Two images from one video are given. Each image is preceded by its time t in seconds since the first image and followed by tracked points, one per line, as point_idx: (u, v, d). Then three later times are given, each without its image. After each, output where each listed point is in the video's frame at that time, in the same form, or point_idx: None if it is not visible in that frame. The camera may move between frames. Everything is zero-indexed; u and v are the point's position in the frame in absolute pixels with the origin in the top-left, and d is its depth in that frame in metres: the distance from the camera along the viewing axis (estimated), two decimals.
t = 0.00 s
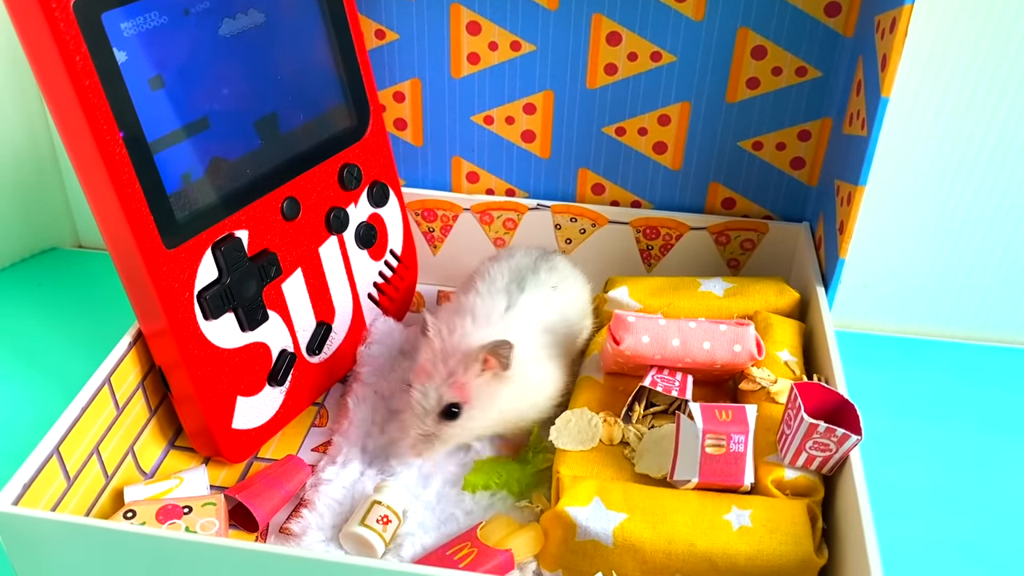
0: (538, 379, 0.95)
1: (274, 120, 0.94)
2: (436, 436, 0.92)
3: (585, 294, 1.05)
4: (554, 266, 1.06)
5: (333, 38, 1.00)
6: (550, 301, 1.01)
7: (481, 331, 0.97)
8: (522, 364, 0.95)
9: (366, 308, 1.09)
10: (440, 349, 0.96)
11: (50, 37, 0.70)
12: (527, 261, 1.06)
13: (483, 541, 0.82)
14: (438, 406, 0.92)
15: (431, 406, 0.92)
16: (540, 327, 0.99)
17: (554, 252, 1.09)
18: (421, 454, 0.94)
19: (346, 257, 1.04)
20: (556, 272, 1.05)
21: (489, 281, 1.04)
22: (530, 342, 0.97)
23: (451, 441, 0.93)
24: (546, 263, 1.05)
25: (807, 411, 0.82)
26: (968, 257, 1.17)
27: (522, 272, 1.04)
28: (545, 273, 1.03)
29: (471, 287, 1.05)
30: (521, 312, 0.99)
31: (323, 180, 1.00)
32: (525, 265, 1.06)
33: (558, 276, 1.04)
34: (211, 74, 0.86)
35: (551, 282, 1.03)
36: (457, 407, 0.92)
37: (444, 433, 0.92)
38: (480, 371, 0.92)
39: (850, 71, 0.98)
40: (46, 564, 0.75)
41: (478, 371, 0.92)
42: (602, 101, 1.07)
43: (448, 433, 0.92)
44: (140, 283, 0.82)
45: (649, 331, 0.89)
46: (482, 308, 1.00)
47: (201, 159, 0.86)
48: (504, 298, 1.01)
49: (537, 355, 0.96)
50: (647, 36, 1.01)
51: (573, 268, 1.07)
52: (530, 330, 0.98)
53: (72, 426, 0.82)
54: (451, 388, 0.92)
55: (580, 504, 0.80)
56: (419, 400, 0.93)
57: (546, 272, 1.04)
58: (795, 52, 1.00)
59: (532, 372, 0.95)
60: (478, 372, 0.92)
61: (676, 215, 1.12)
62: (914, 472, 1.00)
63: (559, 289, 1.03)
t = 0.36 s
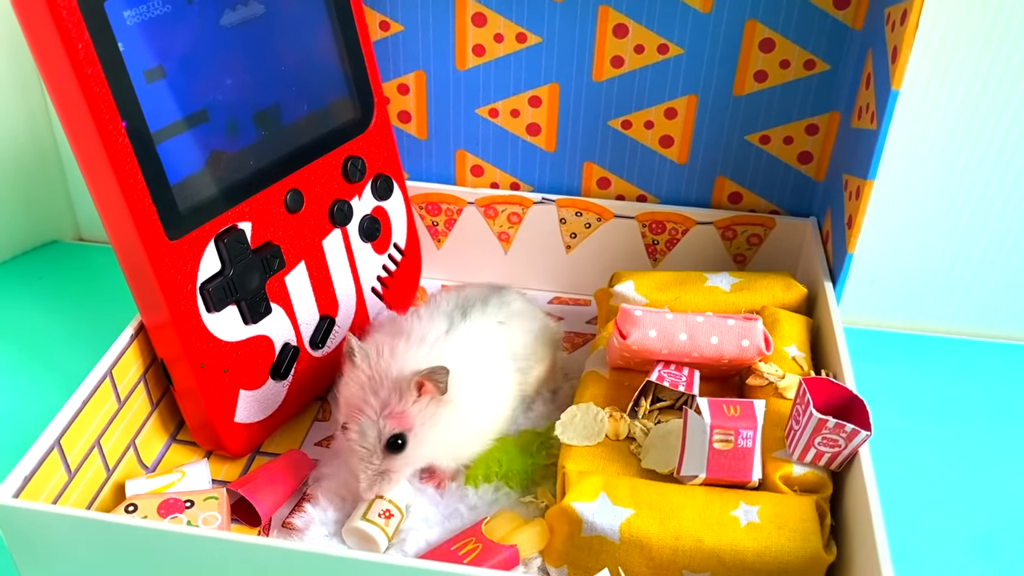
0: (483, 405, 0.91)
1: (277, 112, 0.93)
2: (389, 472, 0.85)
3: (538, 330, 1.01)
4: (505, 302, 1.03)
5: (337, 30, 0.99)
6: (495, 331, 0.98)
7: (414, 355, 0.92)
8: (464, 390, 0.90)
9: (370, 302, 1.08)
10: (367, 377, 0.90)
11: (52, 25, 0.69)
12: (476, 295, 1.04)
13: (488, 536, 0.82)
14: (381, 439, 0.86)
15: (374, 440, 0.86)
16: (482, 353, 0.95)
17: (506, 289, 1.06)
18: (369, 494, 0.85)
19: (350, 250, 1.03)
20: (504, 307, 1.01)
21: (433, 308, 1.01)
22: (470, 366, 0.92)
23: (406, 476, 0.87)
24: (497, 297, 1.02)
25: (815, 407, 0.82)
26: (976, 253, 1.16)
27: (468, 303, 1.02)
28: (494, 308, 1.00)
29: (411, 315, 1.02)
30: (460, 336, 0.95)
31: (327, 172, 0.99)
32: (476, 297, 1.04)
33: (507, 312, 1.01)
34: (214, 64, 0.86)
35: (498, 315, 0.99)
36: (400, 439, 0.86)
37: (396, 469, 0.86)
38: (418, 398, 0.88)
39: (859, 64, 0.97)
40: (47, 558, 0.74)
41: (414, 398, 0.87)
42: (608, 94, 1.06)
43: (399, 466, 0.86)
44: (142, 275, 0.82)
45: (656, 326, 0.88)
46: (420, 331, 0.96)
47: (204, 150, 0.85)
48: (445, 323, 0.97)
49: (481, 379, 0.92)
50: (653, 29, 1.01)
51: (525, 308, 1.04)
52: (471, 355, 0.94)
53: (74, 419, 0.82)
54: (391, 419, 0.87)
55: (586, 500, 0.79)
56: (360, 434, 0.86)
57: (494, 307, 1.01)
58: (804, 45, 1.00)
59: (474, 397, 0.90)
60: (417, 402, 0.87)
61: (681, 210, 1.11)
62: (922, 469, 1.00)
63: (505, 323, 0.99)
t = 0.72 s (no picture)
0: (478, 407, 0.89)
1: (285, 108, 0.93)
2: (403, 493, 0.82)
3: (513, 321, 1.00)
4: (472, 300, 1.01)
5: (345, 26, 0.98)
6: (471, 328, 0.96)
7: (402, 370, 0.87)
8: (460, 397, 0.88)
9: (377, 300, 1.07)
10: (362, 400, 0.83)
11: (60, 20, 0.69)
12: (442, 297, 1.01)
13: (496, 536, 0.81)
14: (395, 464, 0.82)
15: (388, 467, 0.81)
16: (466, 355, 0.92)
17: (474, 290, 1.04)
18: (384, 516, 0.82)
19: (357, 248, 1.03)
20: (473, 304, 1.00)
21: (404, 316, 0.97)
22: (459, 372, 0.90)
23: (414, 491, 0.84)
24: (468, 296, 1.01)
25: (827, 407, 0.81)
26: (986, 253, 1.16)
27: (438, 304, 0.99)
28: (466, 305, 0.99)
29: (380, 323, 0.97)
30: (439, 343, 0.92)
31: (334, 169, 0.98)
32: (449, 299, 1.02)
33: (477, 307, 0.99)
34: (222, 60, 0.85)
35: (472, 314, 0.98)
36: (412, 460, 0.83)
37: (406, 490, 0.83)
38: (421, 416, 0.83)
39: (870, 63, 0.97)
40: (53, 556, 0.74)
41: (418, 417, 0.83)
42: (617, 91, 1.05)
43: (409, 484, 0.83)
44: (149, 273, 0.81)
45: (666, 325, 0.87)
46: (399, 341, 0.92)
47: (212, 147, 0.84)
48: (422, 328, 0.94)
49: (473, 381, 0.90)
50: (663, 26, 1.00)
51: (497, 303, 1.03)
52: (456, 361, 0.91)
53: (80, 417, 0.81)
54: (399, 443, 0.82)
55: (596, 500, 0.78)
56: (369, 463, 0.81)
57: (466, 303, 0.99)
58: (814, 43, 0.99)
59: (471, 400, 0.88)
60: (419, 420, 0.83)
61: (689, 209, 1.10)
62: (932, 471, 0.99)
63: (480, 317, 0.98)
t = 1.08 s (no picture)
0: (491, 411, 0.88)
1: (290, 94, 0.92)
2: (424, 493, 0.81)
3: (520, 329, 0.98)
4: (483, 304, 1.00)
5: (352, 12, 0.97)
6: (481, 333, 0.94)
7: (418, 368, 0.85)
8: (474, 397, 0.87)
9: (382, 290, 1.06)
10: (383, 397, 0.82)
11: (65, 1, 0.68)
12: (454, 298, 1.00)
13: (503, 527, 0.80)
14: (420, 462, 0.81)
15: (414, 465, 0.80)
16: (477, 357, 0.91)
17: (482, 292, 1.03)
18: (403, 517, 0.80)
19: (363, 237, 1.02)
20: (482, 308, 0.99)
21: (412, 317, 0.95)
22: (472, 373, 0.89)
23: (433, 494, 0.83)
24: (479, 303, 0.99)
25: (837, 397, 0.80)
26: (996, 245, 1.15)
27: (447, 306, 0.98)
28: (474, 310, 0.97)
29: (386, 326, 0.96)
30: (450, 344, 0.91)
31: (340, 156, 0.98)
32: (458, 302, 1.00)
33: (486, 313, 0.98)
34: (228, 45, 0.84)
35: (481, 318, 0.96)
36: (434, 457, 0.82)
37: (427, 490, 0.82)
38: (441, 411, 0.83)
39: (882, 51, 0.96)
40: (56, 544, 0.73)
41: (438, 412, 0.82)
42: (625, 80, 1.04)
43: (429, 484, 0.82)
44: (154, 260, 0.81)
45: (675, 315, 0.86)
46: (409, 341, 0.90)
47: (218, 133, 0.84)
48: (433, 329, 0.93)
49: (487, 385, 0.89)
50: (673, 13, 0.99)
51: (508, 313, 1.01)
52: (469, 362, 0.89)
53: (84, 404, 0.80)
54: (423, 438, 0.81)
55: (605, 490, 0.78)
56: (396, 461, 0.80)
57: (475, 309, 0.97)
58: (825, 31, 0.98)
59: (485, 403, 0.88)
60: (438, 415, 0.82)
61: (698, 199, 1.09)
62: (942, 463, 0.98)
63: (489, 323, 0.96)
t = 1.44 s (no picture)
0: (492, 387, 0.88)
1: (293, 78, 0.90)
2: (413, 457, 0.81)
3: (526, 308, 0.98)
4: (492, 280, 0.99)
5: None
6: (489, 306, 0.94)
7: (419, 333, 0.86)
8: (475, 368, 0.87)
9: (385, 277, 1.06)
10: (380, 358, 0.83)
11: None
12: (463, 272, 1.00)
13: (507, 514, 0.80)
14: (410, 424, 0.81)
15: (403, 426, 0.81)
16: (483, 330, 0.91)
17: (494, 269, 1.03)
18: (389, 479, 0.80)
19: (366, 223, 1.01)
20: (491, 282, 0.98)
21: (419, 289, 0.96)
22: (475, 344, 0.89)
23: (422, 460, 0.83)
24: (489, 278, 0.99)
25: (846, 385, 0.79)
26: (1006, 233, 1.14)
27: (456, 279, 0.97)
28: (483, 283, 0.97)
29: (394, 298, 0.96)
30: (457, 315, 0.91)
31: (343, 141, 0.96)
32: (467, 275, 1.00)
33: (495, 287, 0.98)
34: (229, 26, 0.83)
35: (490, 291, 0.96)
36: (426, 422, 0.82)
37: (416, 455, 0.81)
38: (437, 378, 0.83)
39: (893, 36, 0.94)
40: (57, 530, 0.73)
41: (434, 378, 0.83)
42: (632, 65, 1.03)
43: (419, 449, 0.82)
44: (156, 244, 0.80)
45: (682, 302, 0.85)
46: (415, 309, 0.91)
47: (219, 115, 0.83)
48: (439, 300, 0.93)
49: (489, 358, 0.88)
50: None
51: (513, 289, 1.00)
52: (473, 334, 0.89)
53: (84, 389, 0.80)
54: (415, 402, 0.82)
55: (610, 478, 0.77)
56: (384, 420, 0.80)
57: (484, 283, 0.97)
58: (835, 16, 0.97)
59: (485, 378, 0.87)
60: (433, 382, 0.83)
61: (705, 186, 1.08)
62: (951, 453, 0.97)
63: (497, 297, 0.96)
